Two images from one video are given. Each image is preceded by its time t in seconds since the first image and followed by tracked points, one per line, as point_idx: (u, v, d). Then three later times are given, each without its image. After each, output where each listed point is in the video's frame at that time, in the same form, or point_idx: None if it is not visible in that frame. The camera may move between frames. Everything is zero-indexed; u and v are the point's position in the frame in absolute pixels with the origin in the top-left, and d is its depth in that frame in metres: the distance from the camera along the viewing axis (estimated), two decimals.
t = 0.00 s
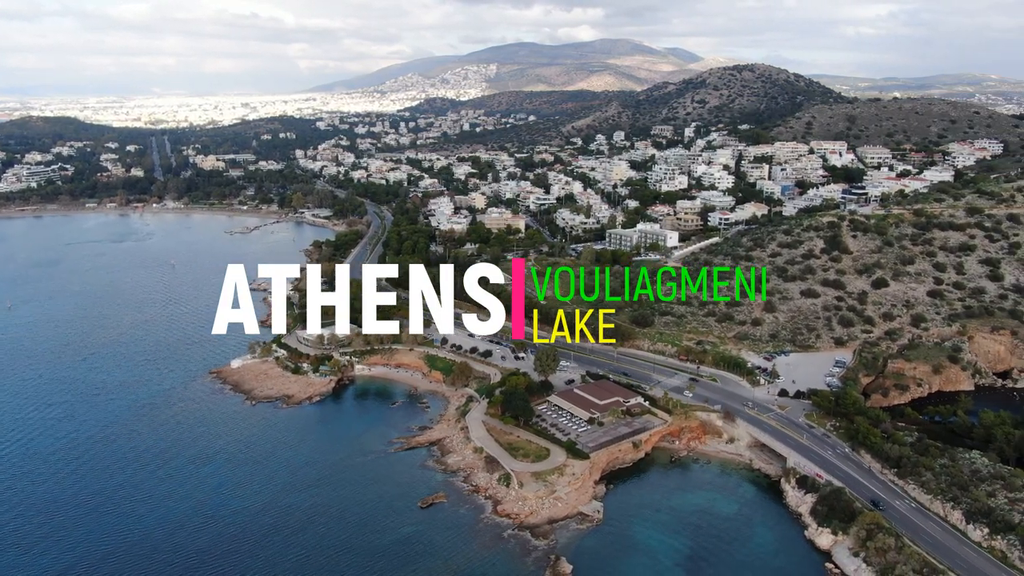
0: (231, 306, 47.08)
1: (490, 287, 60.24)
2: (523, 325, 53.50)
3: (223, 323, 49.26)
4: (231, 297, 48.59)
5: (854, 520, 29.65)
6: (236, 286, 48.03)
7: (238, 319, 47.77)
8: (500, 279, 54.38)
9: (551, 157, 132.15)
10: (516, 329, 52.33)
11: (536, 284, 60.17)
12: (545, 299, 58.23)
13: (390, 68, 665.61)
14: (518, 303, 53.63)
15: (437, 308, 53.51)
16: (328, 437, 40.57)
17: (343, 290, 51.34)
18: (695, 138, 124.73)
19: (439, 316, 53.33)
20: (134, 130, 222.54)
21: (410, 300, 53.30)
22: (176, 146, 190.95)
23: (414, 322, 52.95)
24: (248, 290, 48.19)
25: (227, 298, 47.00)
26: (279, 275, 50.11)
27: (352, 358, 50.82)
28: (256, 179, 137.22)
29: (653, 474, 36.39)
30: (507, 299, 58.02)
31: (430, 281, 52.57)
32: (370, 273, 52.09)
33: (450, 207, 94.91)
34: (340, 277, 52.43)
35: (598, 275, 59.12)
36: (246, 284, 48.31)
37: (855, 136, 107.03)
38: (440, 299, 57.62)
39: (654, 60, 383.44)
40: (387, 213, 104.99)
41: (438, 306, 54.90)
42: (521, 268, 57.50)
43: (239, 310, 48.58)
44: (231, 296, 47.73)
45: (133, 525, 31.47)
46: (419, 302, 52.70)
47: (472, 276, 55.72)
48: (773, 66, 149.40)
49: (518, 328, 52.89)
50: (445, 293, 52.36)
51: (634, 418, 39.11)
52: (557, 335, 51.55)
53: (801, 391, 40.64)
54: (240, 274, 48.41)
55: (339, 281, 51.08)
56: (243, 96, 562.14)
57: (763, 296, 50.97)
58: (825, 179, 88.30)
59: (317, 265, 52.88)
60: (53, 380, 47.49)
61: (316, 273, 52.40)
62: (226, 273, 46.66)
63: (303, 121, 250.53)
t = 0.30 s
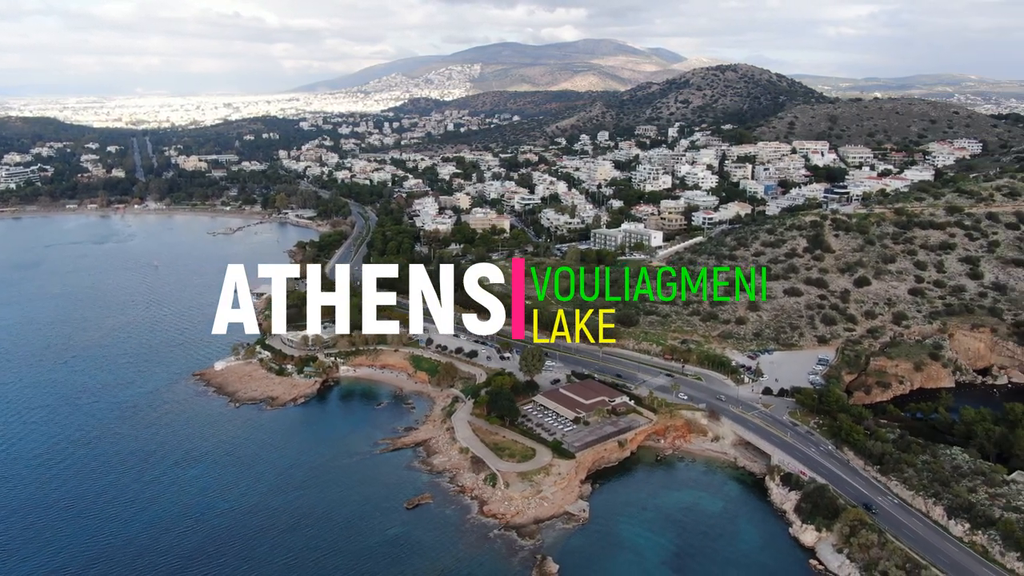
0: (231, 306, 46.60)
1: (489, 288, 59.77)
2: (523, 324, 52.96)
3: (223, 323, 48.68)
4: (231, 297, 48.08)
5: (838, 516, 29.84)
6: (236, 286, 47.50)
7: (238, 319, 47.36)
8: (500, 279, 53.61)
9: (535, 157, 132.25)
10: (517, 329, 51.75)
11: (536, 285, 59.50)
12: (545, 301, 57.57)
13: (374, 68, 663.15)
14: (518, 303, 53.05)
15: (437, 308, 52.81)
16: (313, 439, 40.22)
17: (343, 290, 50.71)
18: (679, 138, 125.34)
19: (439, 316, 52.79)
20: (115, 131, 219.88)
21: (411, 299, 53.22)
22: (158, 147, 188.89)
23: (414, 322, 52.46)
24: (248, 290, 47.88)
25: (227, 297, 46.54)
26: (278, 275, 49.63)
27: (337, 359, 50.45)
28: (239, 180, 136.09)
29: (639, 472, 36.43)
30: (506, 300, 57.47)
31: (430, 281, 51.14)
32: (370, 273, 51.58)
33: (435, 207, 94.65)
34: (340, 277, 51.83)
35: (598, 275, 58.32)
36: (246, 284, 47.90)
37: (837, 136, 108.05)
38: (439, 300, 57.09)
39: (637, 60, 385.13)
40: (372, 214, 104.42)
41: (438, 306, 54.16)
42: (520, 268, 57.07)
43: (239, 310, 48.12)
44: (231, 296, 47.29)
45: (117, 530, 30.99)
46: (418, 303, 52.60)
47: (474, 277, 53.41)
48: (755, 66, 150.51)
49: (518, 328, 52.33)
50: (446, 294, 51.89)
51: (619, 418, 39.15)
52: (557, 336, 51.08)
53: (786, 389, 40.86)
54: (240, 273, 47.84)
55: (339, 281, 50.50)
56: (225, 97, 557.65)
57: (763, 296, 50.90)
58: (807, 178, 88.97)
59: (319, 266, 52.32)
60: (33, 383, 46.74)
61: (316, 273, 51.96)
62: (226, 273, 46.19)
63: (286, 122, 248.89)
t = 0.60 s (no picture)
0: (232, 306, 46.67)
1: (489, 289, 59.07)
2: (522, 325, 52.81)
3: (223, 325, 48.71)
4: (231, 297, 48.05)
5: (820, 513, 30.04)
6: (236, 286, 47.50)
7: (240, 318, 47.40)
8: (502, 280, 52.69)
9: (518, 157, 132.20)
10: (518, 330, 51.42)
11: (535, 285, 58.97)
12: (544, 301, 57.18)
13: (356, 67, 659.98)
14: (518, 303, 52.61)
15: (438, 308, 52.11)
16: (296, 440, 39.82)
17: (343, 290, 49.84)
18: (661, 137, 125.88)
19: (439, 316, 51.87)
20: (93, 131, 216.87)
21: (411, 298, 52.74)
22: (137, 147, 186.54)
23: (414, 322, 51.77)
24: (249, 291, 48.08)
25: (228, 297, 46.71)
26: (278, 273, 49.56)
27: (320, 360, 50.01)
28: (220, 180, 134.75)
29: (623, 471, 36.47)
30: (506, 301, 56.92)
31: (430, 282, 50.29)
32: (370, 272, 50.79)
33: (418, 207, 94.30)
34: (340, 277, 51.18)
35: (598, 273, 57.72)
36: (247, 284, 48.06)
37: (817, 135, 109.04)
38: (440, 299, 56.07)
39: (620, 60, 386.56)
40: (355, 214, 103.75)
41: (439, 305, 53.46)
42: (520, 269, 56.42)
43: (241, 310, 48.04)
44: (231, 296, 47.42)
45: (99, 535, 30.47)
46: (418, 302, 52.14)
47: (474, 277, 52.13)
48: (736, 66, 151.53)
49: (518, 328, 52.27)
50: (446, 294, 50.96)
51: (603, 417, 39.17)
52: (557, 335, 50.49)
53: (768, 387, 41.11)
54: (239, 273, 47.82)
55: (339, 281, 49.68)
56: (206, 97, 552.61)
57: (763, 296, 50.83)
58: (788, 178, 89.67)
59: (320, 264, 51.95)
60: (10, 387, 45.89)
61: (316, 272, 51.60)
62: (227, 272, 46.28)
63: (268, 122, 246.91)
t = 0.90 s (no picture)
0: (231, 306, 47.38)
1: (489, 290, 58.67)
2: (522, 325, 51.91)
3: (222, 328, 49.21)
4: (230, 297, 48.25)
5: (802, 509, 30.24)
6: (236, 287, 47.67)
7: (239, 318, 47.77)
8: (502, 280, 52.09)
9: (500, 157, 132.06)
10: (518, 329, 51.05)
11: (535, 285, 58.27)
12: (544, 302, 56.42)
13: (336, 67, 655.91)
14: (518, 303, 52.34)
15: (438, 307, 51.43)
16: (277, 443, 39.36)
17: (343, 289, 49.48)
18: (642, 137, 126.40)
19: (440, 316, 51.33)
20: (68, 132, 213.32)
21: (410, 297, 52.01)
22: (113, 148, 183.76)
23: (414, 322, 51.59)
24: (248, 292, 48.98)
25: (227, 297, 47.46)
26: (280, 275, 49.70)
27: (301, 362, 49.53)
28: (199, 181, 133.16)
29: (606, 470, 36.51)
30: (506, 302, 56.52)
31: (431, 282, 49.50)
32: (370, 271, 50.38)
33: (399, 208, 93.82)
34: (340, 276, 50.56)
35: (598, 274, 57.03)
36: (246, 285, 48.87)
37: (796, 135, 110.09)
38: (439, 300, 55.66)
39: (601, 61, 387.75)
40: (336, 215, 103.01)
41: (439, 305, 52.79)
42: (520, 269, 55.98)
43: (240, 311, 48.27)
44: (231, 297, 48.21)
45: (78, 540, 29.91)
46: (418, 301, 51.45)
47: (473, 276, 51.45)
48: (716, 67, 152.58)
49: (518, 327, 51.71)
50: (446, 295, 50.92)
51: (586, 416, 39.20)
52: (557, 335, 50.03)
53: (749, 385, 41.36)
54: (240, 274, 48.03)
55: (339, 280, 49.31)
56: (184, 97, 546.65)
57: (763, 296, 50.77)
58: (768, 177, 90.39)
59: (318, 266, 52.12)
60: None
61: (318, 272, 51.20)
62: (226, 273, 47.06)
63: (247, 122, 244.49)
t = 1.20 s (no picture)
0: (231, 305, 47.37)
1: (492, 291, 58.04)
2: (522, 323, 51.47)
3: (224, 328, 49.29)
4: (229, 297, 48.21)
5: (782, 505, 30.43)
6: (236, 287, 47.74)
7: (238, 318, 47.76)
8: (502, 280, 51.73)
9: (481, 157, 131.82)
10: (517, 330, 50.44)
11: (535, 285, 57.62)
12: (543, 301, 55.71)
13: (315, 67, 651.13)
14: (518, 304, 51.80)
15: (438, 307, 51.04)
16: (258, 445, 38.87)
17: (342, 288, 49.43)
18: (622, 137, 126.83)
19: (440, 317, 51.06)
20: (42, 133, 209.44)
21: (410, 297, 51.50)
22: (88, 149, 180.76)
23: (413, 322, 51.31)
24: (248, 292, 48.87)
25: (227, 296, 47.63)
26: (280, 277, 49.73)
27: (282, 364, 48.98)
28: (176, 182, 131.40)
29: (588, 469, 36.53)
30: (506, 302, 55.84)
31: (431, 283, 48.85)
32: (370, 271, 50.24)
33: (380, 208, 93.20)
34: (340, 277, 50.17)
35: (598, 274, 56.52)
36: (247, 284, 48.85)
37: (774, 135, 111.08)
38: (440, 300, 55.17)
39: (581, 61, 388.79)
40: (316, 216, 102.18)
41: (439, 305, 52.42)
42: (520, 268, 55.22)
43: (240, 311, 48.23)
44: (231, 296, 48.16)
45: (55, 547, 29.32)
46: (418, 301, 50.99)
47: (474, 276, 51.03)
48: (695, 67, 153.56)
49: (518, 327, 50.96)
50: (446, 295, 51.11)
51: (568, 415, 39.20)
52: (557, 335, 49.68)
53: (730, 383, 41.61)
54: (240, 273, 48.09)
55: (338, 279, 49.29)
56: (160, 96, 539.47)
57: (763, 296, 50.84)
58: (747, 176, 91.09)
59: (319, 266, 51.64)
60: None
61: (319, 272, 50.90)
62: (225, 272, 47.19)
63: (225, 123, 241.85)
